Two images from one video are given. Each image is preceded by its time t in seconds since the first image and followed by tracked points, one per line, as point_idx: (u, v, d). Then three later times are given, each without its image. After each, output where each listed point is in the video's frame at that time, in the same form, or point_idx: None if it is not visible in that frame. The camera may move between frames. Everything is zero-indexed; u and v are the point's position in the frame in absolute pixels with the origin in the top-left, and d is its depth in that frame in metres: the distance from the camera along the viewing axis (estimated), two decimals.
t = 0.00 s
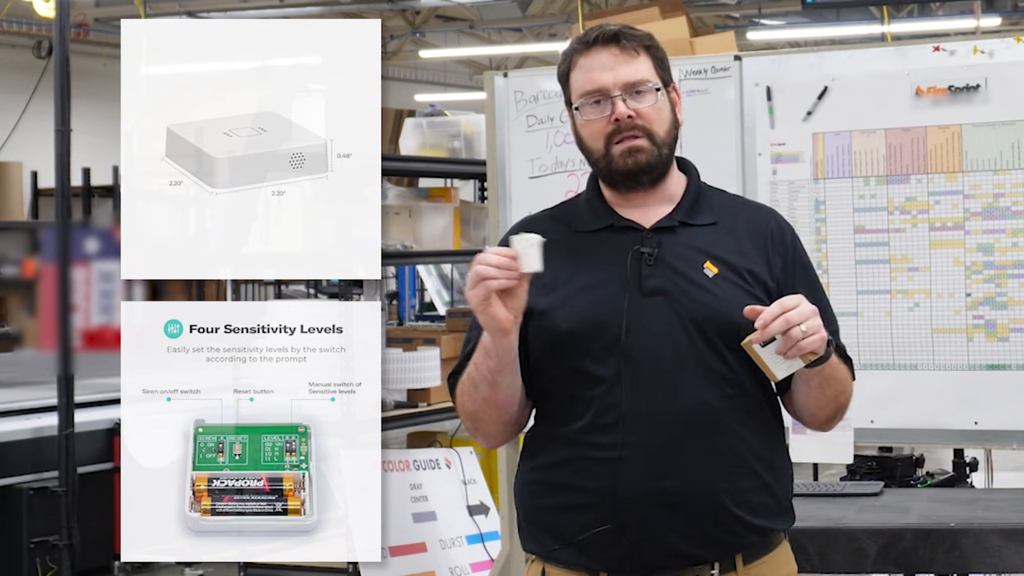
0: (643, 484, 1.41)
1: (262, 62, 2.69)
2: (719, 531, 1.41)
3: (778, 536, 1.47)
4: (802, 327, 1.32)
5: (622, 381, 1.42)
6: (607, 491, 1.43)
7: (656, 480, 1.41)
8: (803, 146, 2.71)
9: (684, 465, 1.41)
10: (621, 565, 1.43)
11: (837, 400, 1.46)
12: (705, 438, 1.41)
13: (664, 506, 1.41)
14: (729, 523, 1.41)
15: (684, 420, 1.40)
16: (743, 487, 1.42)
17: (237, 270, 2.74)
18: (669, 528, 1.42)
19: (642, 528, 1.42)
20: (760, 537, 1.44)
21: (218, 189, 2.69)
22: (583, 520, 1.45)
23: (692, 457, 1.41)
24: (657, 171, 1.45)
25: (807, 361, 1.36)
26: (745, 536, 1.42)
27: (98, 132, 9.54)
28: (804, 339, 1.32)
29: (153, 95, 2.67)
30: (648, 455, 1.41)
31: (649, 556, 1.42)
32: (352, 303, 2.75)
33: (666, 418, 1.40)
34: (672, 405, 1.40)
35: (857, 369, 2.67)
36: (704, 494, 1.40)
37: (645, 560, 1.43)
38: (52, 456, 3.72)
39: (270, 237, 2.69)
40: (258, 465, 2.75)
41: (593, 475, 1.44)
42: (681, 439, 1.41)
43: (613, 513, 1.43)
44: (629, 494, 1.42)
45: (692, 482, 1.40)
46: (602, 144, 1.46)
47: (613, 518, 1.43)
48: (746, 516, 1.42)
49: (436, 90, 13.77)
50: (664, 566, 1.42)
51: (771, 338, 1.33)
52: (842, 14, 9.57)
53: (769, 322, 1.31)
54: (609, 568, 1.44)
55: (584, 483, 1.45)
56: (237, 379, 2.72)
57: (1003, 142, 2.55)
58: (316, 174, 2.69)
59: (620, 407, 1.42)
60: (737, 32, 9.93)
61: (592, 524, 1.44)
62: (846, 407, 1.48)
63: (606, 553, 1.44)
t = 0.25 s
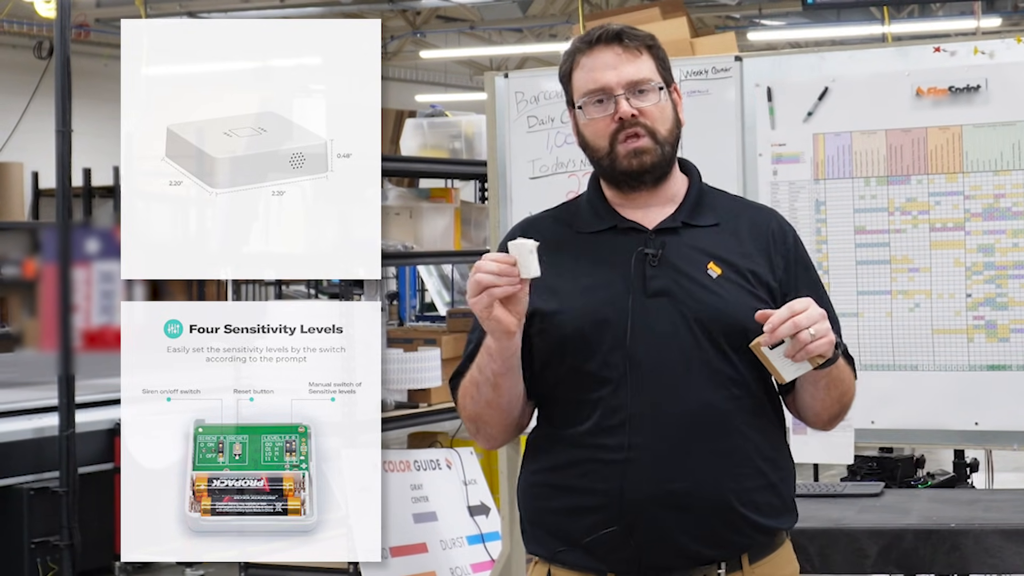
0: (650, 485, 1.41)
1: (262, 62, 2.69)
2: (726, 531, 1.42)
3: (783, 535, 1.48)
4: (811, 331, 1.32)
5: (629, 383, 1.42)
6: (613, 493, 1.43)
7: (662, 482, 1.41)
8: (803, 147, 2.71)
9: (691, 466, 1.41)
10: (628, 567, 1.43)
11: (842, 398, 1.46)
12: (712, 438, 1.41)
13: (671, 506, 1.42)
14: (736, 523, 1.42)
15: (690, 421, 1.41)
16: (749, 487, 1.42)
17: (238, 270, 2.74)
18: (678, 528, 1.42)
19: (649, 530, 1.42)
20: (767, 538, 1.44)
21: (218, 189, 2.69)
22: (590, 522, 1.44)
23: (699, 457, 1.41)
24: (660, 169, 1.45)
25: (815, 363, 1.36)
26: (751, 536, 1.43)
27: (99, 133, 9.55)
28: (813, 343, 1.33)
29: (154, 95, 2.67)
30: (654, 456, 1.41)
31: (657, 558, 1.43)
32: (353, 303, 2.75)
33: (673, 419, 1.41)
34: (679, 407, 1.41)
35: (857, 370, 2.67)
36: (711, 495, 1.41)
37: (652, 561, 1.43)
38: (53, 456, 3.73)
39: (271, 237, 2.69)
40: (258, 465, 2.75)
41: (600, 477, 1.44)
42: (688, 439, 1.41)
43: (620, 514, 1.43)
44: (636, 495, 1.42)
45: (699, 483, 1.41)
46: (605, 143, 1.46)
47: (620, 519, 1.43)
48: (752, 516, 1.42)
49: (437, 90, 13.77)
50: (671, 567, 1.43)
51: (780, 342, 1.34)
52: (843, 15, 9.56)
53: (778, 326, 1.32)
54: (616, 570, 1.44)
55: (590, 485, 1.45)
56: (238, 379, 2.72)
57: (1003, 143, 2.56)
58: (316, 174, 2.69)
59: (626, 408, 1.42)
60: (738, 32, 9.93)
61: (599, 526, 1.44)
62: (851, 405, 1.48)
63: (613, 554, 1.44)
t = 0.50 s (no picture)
0: (655, 486, 1.42)
1: (263, 63, 2.69)
2: (730, 531, 1.42)
3: (784, 536, 1.48)
4: (811, 336, 1.33)
5: (634, 383, 1.42)
6: (618, 493, 1.43)
7: (667, 482, 1.41)
8: (804, 148, 2.71)
9: (696, 466, 1.41)
10: (632, 567, 1.44)
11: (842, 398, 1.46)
12: (716, 439, 1.41)
13: (675, 507, 1.42)
14: (739, 523, 1.42)
15: (695, 422, 1.41)
16: (753, 488, 1.42)
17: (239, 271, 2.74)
18: (681, 529, 1.42)
19: (653, 530, 1.42)
20: (769, 539, 1.45)
21: (218, 189, 2.69)
22: (593, 522, 1.45)
23: (704, 458, 1.41)
24: (665, 169, 1.45)
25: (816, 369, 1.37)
26: (754, 537, 1.43)
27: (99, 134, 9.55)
28: (814, 349, 1.33)
29: (155, 95, 2.67)
30: (659, 456, 1.42)
31: (661, 558, 1.43)
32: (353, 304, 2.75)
33: (678, 419, 1.41)
34: (684, 408, 1.41)
35: (858, 371, 2.67)
36: (715, 495, 1.41)
37: (656, 561, 1.43)
38: (54, 457, 3.74)
39: (272, 238, 2.69)
40: (259, 465, 2.76)
41: (605, 477, 1.44)
42: (692, 440, 1.41)
43: (625, 514, 1.43)
44: (641, 496, 1.42)
45: (704, 483, 1.41)
46: (611, 141, 1.46)
47: (625, 520, 1.43)
48: (756, 516, 1.43)
49: (437, 91, 13.77)
50: (675, 567, 1.43)
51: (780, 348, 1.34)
52: (844, 15, 9.57)
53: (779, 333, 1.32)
54: (620, 570, 1.44)
55: (595, 485, 1.44)
56: (238, 379, 2.72)
57: (1003, 143, 2.56)
58: (317, 174, 2.69)
59: (631, 408, 1.42)
60: (739, 33, 9.93)
61: (603, 526, 1.44)
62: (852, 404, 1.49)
63: (617, 554, 1.44)
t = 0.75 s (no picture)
0: (657, 486, 1.42)
1: (264, 63, 2.69)
2: (733, 531, 1.42)
3: (786, 536, 1.49)
4: (749, 338, 1.31)
5: (638, 383, 1.42)
6: (620, 493, 1.43)
7: (670, 482, 1.42)
8: (805, 148, 2.71)
9: (698, 467, 1.41)
10: (634, 567, 1.44)
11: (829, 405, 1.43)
12: (718, 439, 1.42)
13: (677, 507, 1.42)
14: (742, 523, 1.42)
15: (697, 422, 1.41)
16: (755, 488, 1.43)
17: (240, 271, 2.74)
18: (684, 529, 1.42)
19: (655, 530, 1.43)
20: (771, 539, 1.45)
21: (218, 189, 2.70)
22: (596, 523, 1.45)
23: (706, 458, 1.42)
24: (680, 176, 1.46)
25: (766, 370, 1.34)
26: (756, 537, 1.44)
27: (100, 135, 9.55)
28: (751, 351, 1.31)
29: (157, 96, 2.67)
30: (661, 457, 1.42)
31: (663, 558, 1.43)
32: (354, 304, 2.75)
33: (680, 420, 1.41)
34: (686, 408, 1.41)
35: (858, 371, 2.67)
36: (717, 496, 1.41)
37: (658, 561, 1.43)
38: (55, 458, 3.74)
39: (272, 238, 2.69)
40: (259, 465, 2.76)
41: (607, 478, 1.44)
42: (695, 440, 1.42)
43: (627, 515, 1.43)
44: (643, 496, 1.42)
45: (706, 483, 1.41)
46: (629, 144, 1.45)
47: (627, 520, 1.43)
48: (758, 516, 1.43)
49: (437, 91, 13.77)
50: (677, 567, 1.43)
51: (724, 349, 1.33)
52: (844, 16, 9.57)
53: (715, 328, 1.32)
54: (621, 570, 1.44)
55: (597, 486, 1.45)
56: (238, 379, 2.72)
57: (1004, 144, 2.56)
58: (317, 174, 2.69)
59: (633, 409, 1.42)
60: (739, 33, 9.94)
61: (605, 527, 1.44)
62: (838, 406, 1.44)
63: (619, 555, 1.44)
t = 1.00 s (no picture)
0: (655, 484, 1.42)
1: (265, 64, 2.69)
2: (730, 530, 1.42)
3: (785, 536, 1.49)
4: (710, 352, 1.29)
5: (637, 381, 1.43)
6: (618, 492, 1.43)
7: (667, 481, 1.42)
8: (805, 148, 2.71)
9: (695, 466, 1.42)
10: (633, 565, 1.44)
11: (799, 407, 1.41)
12: (716, 438, 1.42)
13: (676, 505, 1.42)
14: (740, 522, 1.42)
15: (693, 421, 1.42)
16: (753, 487, 1.43)
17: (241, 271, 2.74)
18: (682, 528, 1.43)
19: (653, 529, 1.43)
20: (770, 539, 1.45)
21: (218, 189, 2.70)
22: (594, 521, 1.45)
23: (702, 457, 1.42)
24: (681, 176, 1.46)
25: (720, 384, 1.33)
26: (754, 536, 1.44)
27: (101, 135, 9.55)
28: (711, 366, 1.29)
29: (157, 96, 2.67)
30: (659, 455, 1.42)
31: (661, 557, 1.43)
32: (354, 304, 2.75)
33: (677, 419, 1.42)
34: (684, 407, 1.42)
35: (859, 371, 2.67)
36: (716, 494, 1.42)
37: (656, 561, 1.43)
38: (56, 458, 3.75)
39: (273, 238, 2.69)
40: (259, 465, 2.76)
41: (605, 476, 1.44)
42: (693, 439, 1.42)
43: (625, 514, 1.43)
44: (641, 494, 1.42)
45: (703, 482, 1.41)
46: (631, 143, 1.46)
47: (624, 518, 1.43)
48: (756, 516, 1.43)
49: (438, 91, 13.78)
50: (675, 566, 1.43)
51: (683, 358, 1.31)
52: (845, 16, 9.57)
53: (682, 338, 1.29)
54: (619, 568, 1.44)
55: (595, 485, 1.45)
56: (239, 379, 2.72)
57: (1004, 144, 2.56)
58: (317, 174, 2.69)
59: (632, 405, 1.43)
60: (739, 33, 9.94)
61: (603, 525, 1.44)
62: (813, 410, 1.42)
63: (616, 553, 1.44)
